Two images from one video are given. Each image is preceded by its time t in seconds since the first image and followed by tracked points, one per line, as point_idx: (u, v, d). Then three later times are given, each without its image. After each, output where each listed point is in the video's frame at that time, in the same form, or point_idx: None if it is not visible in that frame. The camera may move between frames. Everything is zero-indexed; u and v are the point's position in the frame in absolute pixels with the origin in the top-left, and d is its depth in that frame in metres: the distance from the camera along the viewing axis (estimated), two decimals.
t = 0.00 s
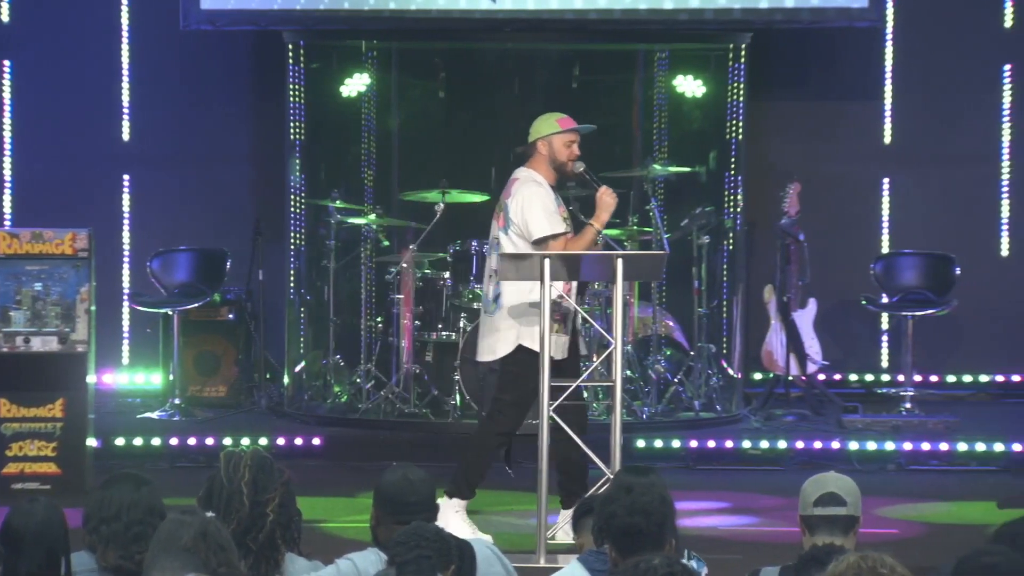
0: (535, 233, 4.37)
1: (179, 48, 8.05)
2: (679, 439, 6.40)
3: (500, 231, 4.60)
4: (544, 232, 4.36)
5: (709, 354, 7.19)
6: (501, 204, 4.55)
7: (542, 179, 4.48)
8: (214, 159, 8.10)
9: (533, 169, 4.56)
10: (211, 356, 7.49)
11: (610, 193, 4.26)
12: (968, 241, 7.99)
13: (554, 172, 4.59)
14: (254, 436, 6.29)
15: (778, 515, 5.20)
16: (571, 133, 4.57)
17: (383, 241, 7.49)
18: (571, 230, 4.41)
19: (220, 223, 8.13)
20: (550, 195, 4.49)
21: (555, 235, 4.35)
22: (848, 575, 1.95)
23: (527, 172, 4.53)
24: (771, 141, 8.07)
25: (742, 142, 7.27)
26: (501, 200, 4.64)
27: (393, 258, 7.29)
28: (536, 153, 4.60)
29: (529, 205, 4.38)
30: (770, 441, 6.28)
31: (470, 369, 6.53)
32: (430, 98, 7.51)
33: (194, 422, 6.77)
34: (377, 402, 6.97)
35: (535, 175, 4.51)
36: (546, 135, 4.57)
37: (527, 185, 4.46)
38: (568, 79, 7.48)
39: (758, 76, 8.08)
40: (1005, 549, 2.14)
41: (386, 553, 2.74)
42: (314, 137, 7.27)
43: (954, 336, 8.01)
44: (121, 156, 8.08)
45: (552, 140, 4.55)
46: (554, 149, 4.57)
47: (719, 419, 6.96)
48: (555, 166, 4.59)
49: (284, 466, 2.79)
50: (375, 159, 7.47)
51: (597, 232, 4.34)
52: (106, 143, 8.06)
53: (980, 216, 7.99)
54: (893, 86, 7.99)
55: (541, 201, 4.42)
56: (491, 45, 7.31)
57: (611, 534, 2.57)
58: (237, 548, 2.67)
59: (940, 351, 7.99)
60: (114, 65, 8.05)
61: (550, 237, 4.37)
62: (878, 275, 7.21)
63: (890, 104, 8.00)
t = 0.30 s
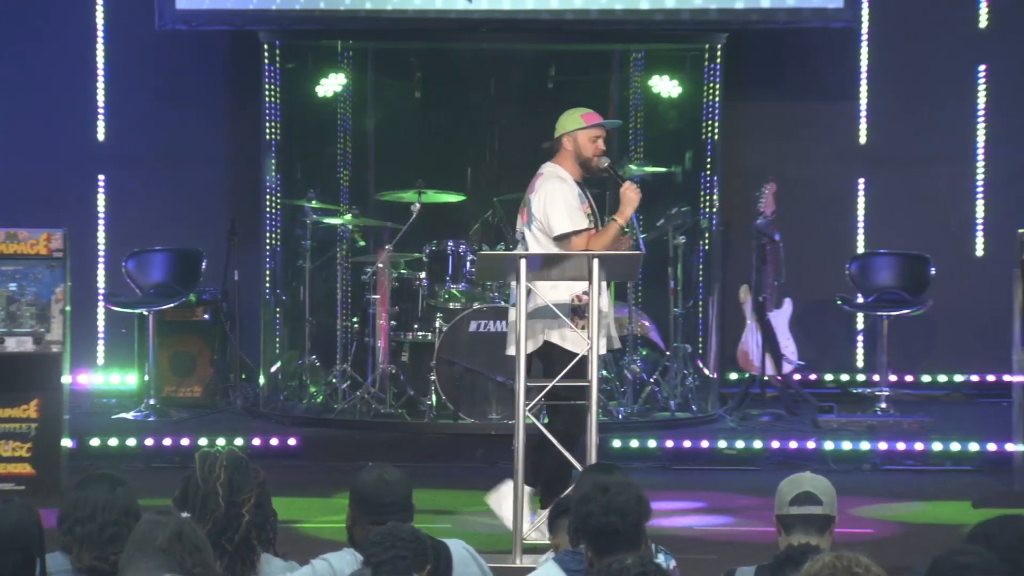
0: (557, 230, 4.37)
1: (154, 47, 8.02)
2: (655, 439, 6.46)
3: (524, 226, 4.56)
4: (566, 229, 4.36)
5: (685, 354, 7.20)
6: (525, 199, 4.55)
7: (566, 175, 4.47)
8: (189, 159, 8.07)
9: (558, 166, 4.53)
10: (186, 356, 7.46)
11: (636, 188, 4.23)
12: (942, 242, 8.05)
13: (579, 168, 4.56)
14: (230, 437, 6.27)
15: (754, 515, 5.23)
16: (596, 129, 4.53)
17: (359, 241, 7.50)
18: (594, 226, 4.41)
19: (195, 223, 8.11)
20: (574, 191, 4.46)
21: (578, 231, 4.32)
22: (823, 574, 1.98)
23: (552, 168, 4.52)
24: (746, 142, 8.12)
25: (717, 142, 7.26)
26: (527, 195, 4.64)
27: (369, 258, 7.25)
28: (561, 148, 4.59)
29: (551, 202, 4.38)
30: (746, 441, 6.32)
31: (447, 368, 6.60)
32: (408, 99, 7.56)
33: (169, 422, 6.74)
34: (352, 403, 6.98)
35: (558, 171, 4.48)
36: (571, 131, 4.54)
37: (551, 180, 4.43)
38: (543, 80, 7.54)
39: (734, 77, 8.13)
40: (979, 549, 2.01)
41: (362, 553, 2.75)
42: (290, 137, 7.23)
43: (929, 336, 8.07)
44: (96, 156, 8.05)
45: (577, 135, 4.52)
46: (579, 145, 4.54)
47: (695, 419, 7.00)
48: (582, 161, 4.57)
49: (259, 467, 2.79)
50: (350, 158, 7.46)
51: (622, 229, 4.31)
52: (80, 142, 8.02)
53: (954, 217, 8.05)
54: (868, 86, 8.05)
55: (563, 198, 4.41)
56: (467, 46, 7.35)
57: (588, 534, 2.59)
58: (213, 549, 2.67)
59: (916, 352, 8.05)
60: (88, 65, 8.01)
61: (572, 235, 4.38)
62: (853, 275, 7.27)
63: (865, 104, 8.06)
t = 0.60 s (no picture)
0: (585, 233, 4.41)
1: (135, 47, 8.01)
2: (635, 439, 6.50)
3: (552, 232, 4.62)
4: (593, 232, 4.40)
5: (665, 354, 7.19)
6: (551, 206, 4.60)
7: (591, 179, 4.52)
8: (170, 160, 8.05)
9: (585, 171, 4.59)
10: (167, 357, 7.44)
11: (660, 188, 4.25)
12: (922, 242, 8.10)
13: (606, 172, 4.60)
14: (210, 437, 6.33)
15: (734, 515, 5.26)
16: (618, 130, 4.57)
17: (339, 241, 7.44)
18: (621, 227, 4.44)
19: (176, 224, 8.08)
20: (600, 194, 4.50)
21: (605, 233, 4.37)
22: (802, 574, 1.99)
23: (577, 174, 4.57)
24: (726, 144, 8.16)
25: (698, 143, 7.24)
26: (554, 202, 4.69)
27: (348, 258, 7.20)
28: (585, 154, 4.64)
29: (576, 205, 4.43)
30: (726, 440, 6.36)
31: (427, 369, 6.61)
32: (388, 99, 7.57)
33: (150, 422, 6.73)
34: (333, 403, 6.97)
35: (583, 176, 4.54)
36: (594, 136, 4.58)
37: (575, 186, 4.48)
38: (524, 81, 7.52)
39: (714, 79, 8.18)
40: (955, 547, 2.04)
41: (342, 553, 2.76)
42: (270, 137, 7.25)
43: (909, 336, 8.12)
44: (76, 157, 8.03)
45: (599, 140, 4.57)
46: (603, 150, 4.58)
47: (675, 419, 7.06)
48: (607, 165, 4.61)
49: (240, 468, 2.80)
50: (331, 159, 7.44)
51: (650, 228, 4.33)
52: (60, 143, 8.01)
53: (934, 217, 8.09)
54: (848, 86, 8.10)
55: (590, 202, 4.46)
56: (447, 46, 7.37)
57: (568, 534, 2.60)
58: (193, 550, 2.68)
59: (896, 352, 8.10)
60: (68, 65, 8.00)
61: (600, 237, 4.41)
62: (833, 275, 7.32)
63: (846, 104, 8.11)
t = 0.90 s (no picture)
0: (613, 236, 4.45)
1: (108, 46, 7.98)
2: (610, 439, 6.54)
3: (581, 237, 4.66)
4: (621, 233, 4.44)
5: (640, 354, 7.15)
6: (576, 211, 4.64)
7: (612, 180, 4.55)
8: (143, 159, 8.02)
9: (606, 173, 4.63)
10: (140, 357, 7.41)
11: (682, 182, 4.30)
12: (895, 243, 8.17)
13: (627, 170, 4.62)
14: (183, 438, 6.33)
15: (708, 514, 5.30)
16: (633, 128, 4.58)
17: (314, 241, 7.54)
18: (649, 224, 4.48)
19: (150, 223, 8.05)
20: (623, 194, 4.54)
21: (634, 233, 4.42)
22: (775, 573, 2.01)
23: (598, 177, 4.60)
24: (701, 145, 8.21)
25: (672, 144, 7.07)
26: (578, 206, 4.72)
27: (323, 259, 7.22)
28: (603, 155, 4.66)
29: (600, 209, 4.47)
30: (700, 440, 6.40)
31: (401, 369, 6.63)
32: (362, 99, 7.60)
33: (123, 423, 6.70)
34: (306, 403, 6.93)
35: (604, 179, 4.58)
36: (609, 137, 4.60)
37: (596, 190, 4.53)
38: (498, 80, 7.54)
39: (689, 80, 8.23)
40: (928, 547, 2.07)
41: (316, 554, 2.77)
42: (244, 136, 7.20)
43: (881, 336, 8.19)
44: (49, 156, 7.99)
45: (615, 140, 4.59)
46: (620, 148, 4.60)
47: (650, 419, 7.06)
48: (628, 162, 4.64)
49: (213, 468, 2.80)
50: (305, 159, 7.51)
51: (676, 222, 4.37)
52: (33, 142, 7.97)
53: (906, 217, 8.16)
54: (822, 86, 8.16)
55: (615, 203, 4.50)
56: (420, 47, 7.38)
57: (542, 533, 2.61)
58: (167, 550, 2.68)
59: (869, 352, 8.16)
60: (40, 64, 7.96)
61: (630, 237, 4.45)
62: (807, 275, 7.38)
63: (819, 104, 8.17)
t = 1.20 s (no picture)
0: (628, 228, 4.40)
1: (78, 45, 7.95)
2: (581, 439, 6.59)
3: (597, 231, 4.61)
4: (636, 226, 4.39)
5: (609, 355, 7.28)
6: (595, 204, 4.59)
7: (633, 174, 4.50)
8: (114, 159, 7.98)
9: (627, 168, 4.59)
10: (110, 357, 7.38)
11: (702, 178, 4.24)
12: (865, 243, 8.25)
13: (649, 166, 4.57)
14: (154, 438, 6.31)
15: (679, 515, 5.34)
16: (658, 124, 4.53)
17: (285, 241, 7.53)
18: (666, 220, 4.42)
19: (121, 223, 8.02)
20: (643, 188, 4.49)
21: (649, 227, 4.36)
22: (748, 574, 1.92)
23: (620, 171, 4.56)
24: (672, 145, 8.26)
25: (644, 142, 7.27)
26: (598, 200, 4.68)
27: (295, 258, 7.22)
28: (626, 149, 4.62)
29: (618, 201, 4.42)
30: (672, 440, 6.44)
31: (373, 369, 6.65)
32: (333, 99, 7.62)
33: (93, 423, 6.68)
34: (278, 404, 6.92)
35: (625, 172, 4.54)
36: (633, 131, 4.56)
37: (616, 183, 4.48)
38: (470, 80, 7.60)
39: (661, 81, 8.28)
40: (899, 547, 2.01)
41: (287, 554, 2.78)
42: (215, 136, 7.16)
43: (851, 337, 8.26)
44: (18, 156, 7.95)
45: (639, 134, 4.54)
46: (642, 144, 4.55)
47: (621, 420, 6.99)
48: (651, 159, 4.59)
49: (184, 468, 2.81)
50: (277, 160, 7.51)
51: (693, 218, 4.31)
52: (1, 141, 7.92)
53: (876, 218, 8.24)
54: (793, 86, 8.23)
55: (633, 197, 4.44)
56: (391, 47, 7.43)
57: (513, 533, 2.62)
58: (137, 551, 2.69)
59: (840, 352, 8.23)
60: (10, 63, 7.92)
61: (645, 231, 4.40)
62: (778, 275, 7.45)
63: (791, 104, 8.24)
